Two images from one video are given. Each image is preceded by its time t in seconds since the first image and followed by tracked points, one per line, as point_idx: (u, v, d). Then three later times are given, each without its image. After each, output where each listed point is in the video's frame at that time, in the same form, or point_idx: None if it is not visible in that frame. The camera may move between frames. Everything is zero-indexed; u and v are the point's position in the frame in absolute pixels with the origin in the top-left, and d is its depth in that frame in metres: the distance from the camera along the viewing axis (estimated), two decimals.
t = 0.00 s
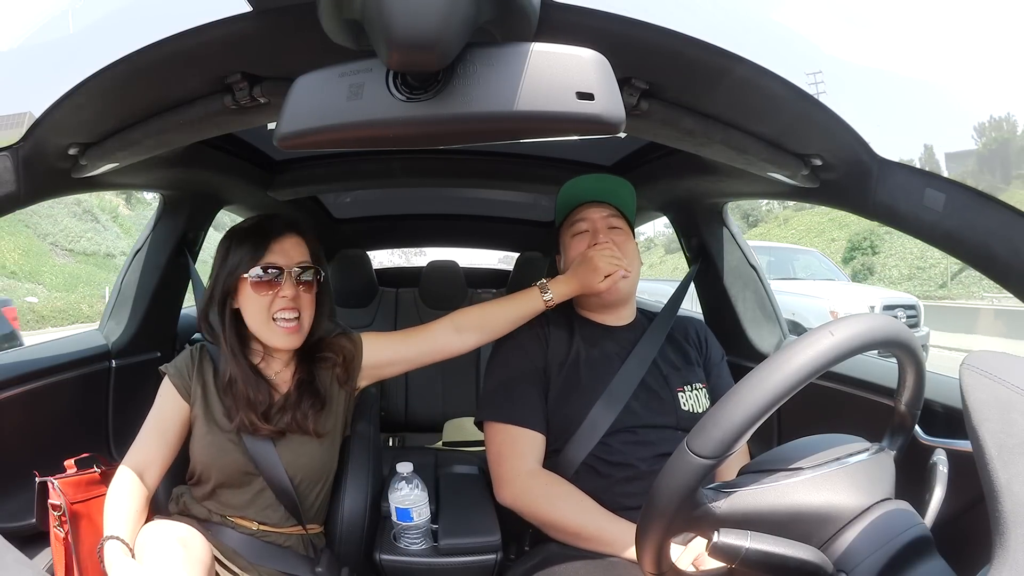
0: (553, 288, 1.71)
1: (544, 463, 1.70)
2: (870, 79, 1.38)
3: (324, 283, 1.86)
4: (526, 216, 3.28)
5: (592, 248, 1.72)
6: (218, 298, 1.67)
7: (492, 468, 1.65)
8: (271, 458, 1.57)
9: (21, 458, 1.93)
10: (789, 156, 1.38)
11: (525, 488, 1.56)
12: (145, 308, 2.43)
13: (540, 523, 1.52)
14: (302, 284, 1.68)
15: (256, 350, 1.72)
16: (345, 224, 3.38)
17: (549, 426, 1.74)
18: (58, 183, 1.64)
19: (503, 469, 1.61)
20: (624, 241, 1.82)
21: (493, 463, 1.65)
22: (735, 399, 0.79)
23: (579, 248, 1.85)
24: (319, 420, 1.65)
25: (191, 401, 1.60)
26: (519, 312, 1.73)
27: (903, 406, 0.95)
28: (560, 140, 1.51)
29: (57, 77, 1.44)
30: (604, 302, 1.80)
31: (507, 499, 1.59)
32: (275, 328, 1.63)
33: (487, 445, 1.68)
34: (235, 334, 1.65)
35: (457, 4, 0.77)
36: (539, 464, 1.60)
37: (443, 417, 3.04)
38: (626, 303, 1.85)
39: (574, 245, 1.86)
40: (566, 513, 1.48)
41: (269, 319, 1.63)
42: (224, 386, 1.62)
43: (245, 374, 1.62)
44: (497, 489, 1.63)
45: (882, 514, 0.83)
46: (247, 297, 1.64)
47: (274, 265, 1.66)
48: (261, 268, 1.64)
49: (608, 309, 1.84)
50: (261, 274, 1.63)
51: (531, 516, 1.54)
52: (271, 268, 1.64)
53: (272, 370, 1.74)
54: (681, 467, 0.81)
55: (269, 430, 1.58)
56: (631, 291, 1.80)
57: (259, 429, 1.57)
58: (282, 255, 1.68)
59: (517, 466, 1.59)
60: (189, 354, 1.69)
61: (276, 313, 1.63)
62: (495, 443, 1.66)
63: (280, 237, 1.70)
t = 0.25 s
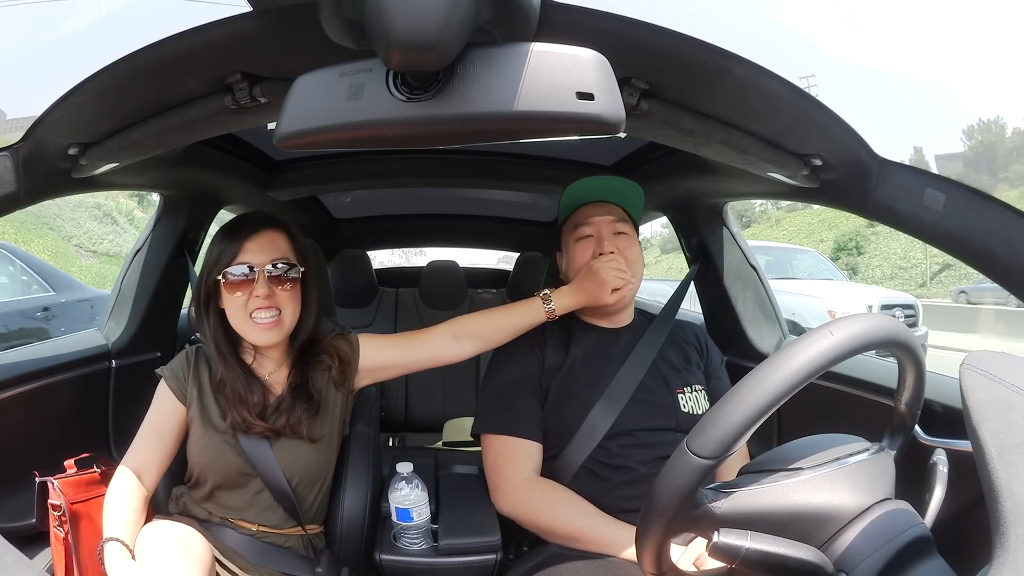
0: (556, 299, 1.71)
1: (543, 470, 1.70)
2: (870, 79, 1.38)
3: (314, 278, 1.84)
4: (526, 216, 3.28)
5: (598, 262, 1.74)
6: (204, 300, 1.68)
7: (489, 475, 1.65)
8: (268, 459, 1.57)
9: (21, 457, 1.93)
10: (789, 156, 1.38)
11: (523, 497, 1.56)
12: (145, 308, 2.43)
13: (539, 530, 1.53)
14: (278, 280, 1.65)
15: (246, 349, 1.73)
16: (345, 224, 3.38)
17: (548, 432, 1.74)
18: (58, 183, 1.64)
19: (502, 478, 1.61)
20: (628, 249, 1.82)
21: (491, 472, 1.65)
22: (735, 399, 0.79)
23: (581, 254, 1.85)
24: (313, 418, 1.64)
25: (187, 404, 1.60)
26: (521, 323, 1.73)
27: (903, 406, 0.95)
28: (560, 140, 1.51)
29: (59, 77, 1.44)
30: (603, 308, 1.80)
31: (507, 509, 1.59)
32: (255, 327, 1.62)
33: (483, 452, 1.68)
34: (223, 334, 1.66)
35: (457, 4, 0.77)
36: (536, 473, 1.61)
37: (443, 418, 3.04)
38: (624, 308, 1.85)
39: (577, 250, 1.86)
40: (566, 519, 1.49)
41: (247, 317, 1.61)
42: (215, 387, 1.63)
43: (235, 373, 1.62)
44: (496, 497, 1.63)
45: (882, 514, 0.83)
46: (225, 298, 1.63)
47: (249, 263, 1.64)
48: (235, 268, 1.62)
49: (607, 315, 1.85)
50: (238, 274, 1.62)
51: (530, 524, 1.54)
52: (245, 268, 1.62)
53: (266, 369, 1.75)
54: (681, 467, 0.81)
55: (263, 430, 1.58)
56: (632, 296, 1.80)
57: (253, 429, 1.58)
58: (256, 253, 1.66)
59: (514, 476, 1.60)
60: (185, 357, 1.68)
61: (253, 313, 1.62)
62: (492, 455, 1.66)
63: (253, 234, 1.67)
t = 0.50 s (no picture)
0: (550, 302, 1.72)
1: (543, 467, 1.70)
2: (871, 78, 1.38)
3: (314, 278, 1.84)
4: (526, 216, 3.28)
5: (589, 264, 1.73)
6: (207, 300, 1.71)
7: (489, 474, 1.65)
8: (268, 459, 1.57)
9: (21, 457, 1.93)
10: (789, 156, 1.38)
11: (523, 494, 1.56)
12: (145, 308, 2.43)
13: (539, 528, 1.53)
14: (269, 280, 1.65)
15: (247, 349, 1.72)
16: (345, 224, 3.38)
17: (548, 429, 1.74)
18: (58, 183, 1.64)
19: (502, 475, 1.61)
20: (622, 249, 1.81)
21: (493, 469, 1.65)
22: (734, 399, 0.79)
23: (577, 257, 1.85)
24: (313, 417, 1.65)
25: (190, 402, 1.61)
26: (519, 325, 1.74)
27: (903, 406, 0.95)
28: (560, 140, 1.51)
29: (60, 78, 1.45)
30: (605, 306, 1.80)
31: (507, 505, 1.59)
32: (251, 326, 1.62)
33: (483, 451, 1.68)
34: (224, 333, 1.66)
35: (457, 4, 0.77)
36: (536, 469, 1.61)
37: (443, 418, 3.04)
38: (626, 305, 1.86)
39: (573, 253, 1.86)
40: (566, 518, 1.48)
41: (242, 317, 1.61)
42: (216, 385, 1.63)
43: (235, 372, 1.63)
44: (495, 493, 1.63)
45: (883, 514, 0.83)
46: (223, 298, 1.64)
47: (246, 263, 1.64)
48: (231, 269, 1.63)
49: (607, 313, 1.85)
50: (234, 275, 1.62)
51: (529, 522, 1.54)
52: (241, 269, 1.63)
53: (267, 369, 1.74)
54: (681, 467, 0.81)
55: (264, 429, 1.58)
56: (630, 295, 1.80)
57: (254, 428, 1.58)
58: (249, 254, 1.66)
59: (514, 472, 1.60)
60: (187, 357, 1.69)
61: (249, 312, 1.61)
62: (493, 453, 1.66)
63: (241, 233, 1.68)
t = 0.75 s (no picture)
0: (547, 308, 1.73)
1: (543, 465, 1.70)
2: (871, 78, 1.38)
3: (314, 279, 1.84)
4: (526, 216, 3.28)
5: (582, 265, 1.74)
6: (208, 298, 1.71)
7: (490, 473, 1.65)
8: (269, 458, 1.57)
9: (21, 457, 1.93)
10: (789, 156, 1.38)
11: (522, 492, 1.56)
12: (145, 308, 2.43)
13: (539, 528, 1.53)
14: (268, 279, 1.65)
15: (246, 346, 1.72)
16: (345, 224, 3.38)
17: (548, 428, 1.74)
18: (58, 183, 1.64)
19: (502, 473, 1.61)
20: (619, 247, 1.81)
21: (491, 466, 1.65)
22: (734, 399, 0.79)
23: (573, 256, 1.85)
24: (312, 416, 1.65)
25: (190, 401, 1.61)
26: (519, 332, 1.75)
27: (903, 406, 0.95)
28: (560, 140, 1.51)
29: (61, 78, 1.45)
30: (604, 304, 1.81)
31: (506, 503, 1.59)
32: (249, 323, 1.62)
33: (483, 450, 1.68)
34: (224, 330, 1.67)
35: (457, 4, 0.77)
36: (535, 469, 1.60)
37: (443, 418, 3.04)
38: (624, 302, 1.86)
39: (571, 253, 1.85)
40: (566, 517, 1.48)
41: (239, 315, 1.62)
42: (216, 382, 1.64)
43: (235, 369, 1.63)
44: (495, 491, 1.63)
45: (883, 514, 0.83)
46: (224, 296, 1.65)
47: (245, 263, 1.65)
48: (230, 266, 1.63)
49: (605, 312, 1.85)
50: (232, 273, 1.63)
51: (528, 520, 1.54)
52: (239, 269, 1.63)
53: (266, 368, 1.74)
54: (681, 467, 0.81)
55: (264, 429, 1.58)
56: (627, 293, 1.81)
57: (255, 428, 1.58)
58: (247, 254, 1.67)
59: (513, 471, 1.59)
60: (187, 356, 1.69)
61: (248, 309, 1.62)
62: (494, 451, 1.66)
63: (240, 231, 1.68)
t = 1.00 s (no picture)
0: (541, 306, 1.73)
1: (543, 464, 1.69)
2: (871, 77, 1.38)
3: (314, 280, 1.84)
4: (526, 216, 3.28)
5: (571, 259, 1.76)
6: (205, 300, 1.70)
7: (490, 472, 1.65)
8: (269, 458, 1.57)
9: (21, 457, 1.92)
10: (789, 156, 1.39)
11: (524, 489, 1.56)
12: (145, 308, 2.43)
13: (539, 526, 1.52)
14: (274, 278, 1.66)
15: (246, 346, 1.72)
16: (345, 225, 3.38)
17: (547, 427, 1.74)
18: (58, 183, 1.64)
19: (503, 470, 1.61)
20: (614, 243, 1.81)
21: (493, 464, 1.65)
22: (735, 399, 0.79)
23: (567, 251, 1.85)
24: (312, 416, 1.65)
25: (190, 400, 1.61)
26: (516, 333, 1.74)
27: (903, 406, 0.95)
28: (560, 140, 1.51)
29: (62, 79, 1.45)
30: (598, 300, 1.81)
31: (506, 501, 1.59)
32: (255, 322, 1.63)
33: (484, 449, 1.68)
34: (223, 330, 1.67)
35: (457, 4, 0.77)
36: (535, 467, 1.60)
37: (443, 418, 3.04)
38: (621, 300, 1.87)
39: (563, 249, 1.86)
40: (566, 516, 1.48)
41: (246, 314, 1.63)
42: (215, 381, 1.64)
43: (235, 369, 1.63)
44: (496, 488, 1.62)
45: (883, 514, 0.83)
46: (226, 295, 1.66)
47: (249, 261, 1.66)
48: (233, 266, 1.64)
49: (599, 308, 1.86)
50: (235, 273, 1.63)
51: (527, 517, 1.54)
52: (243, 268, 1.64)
53: (266, 368, 1.74)
54: (681, 467, 0.81)
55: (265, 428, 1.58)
56: (620, 289, 1.81)
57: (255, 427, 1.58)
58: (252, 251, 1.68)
59: (514, 470, 1.59)
60: (187, 356, 1.69)
61: (254, 308, 1.63)
62: (495, 450, 1.65)
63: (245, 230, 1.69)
